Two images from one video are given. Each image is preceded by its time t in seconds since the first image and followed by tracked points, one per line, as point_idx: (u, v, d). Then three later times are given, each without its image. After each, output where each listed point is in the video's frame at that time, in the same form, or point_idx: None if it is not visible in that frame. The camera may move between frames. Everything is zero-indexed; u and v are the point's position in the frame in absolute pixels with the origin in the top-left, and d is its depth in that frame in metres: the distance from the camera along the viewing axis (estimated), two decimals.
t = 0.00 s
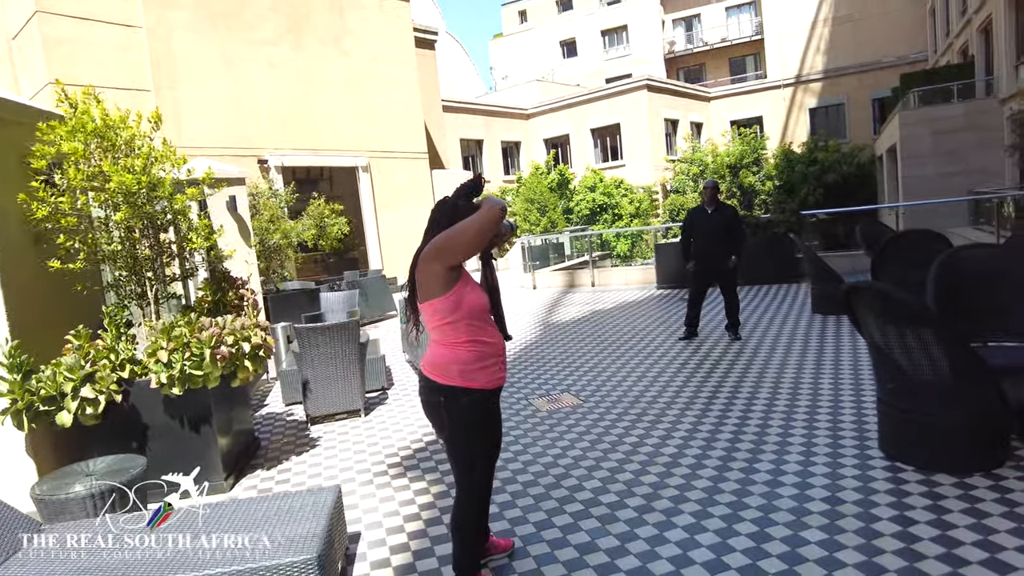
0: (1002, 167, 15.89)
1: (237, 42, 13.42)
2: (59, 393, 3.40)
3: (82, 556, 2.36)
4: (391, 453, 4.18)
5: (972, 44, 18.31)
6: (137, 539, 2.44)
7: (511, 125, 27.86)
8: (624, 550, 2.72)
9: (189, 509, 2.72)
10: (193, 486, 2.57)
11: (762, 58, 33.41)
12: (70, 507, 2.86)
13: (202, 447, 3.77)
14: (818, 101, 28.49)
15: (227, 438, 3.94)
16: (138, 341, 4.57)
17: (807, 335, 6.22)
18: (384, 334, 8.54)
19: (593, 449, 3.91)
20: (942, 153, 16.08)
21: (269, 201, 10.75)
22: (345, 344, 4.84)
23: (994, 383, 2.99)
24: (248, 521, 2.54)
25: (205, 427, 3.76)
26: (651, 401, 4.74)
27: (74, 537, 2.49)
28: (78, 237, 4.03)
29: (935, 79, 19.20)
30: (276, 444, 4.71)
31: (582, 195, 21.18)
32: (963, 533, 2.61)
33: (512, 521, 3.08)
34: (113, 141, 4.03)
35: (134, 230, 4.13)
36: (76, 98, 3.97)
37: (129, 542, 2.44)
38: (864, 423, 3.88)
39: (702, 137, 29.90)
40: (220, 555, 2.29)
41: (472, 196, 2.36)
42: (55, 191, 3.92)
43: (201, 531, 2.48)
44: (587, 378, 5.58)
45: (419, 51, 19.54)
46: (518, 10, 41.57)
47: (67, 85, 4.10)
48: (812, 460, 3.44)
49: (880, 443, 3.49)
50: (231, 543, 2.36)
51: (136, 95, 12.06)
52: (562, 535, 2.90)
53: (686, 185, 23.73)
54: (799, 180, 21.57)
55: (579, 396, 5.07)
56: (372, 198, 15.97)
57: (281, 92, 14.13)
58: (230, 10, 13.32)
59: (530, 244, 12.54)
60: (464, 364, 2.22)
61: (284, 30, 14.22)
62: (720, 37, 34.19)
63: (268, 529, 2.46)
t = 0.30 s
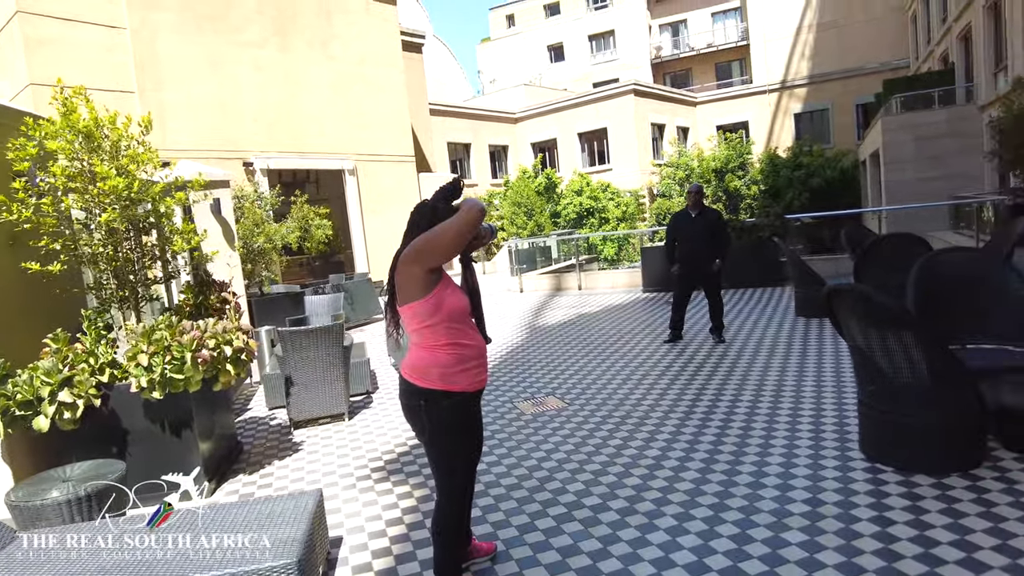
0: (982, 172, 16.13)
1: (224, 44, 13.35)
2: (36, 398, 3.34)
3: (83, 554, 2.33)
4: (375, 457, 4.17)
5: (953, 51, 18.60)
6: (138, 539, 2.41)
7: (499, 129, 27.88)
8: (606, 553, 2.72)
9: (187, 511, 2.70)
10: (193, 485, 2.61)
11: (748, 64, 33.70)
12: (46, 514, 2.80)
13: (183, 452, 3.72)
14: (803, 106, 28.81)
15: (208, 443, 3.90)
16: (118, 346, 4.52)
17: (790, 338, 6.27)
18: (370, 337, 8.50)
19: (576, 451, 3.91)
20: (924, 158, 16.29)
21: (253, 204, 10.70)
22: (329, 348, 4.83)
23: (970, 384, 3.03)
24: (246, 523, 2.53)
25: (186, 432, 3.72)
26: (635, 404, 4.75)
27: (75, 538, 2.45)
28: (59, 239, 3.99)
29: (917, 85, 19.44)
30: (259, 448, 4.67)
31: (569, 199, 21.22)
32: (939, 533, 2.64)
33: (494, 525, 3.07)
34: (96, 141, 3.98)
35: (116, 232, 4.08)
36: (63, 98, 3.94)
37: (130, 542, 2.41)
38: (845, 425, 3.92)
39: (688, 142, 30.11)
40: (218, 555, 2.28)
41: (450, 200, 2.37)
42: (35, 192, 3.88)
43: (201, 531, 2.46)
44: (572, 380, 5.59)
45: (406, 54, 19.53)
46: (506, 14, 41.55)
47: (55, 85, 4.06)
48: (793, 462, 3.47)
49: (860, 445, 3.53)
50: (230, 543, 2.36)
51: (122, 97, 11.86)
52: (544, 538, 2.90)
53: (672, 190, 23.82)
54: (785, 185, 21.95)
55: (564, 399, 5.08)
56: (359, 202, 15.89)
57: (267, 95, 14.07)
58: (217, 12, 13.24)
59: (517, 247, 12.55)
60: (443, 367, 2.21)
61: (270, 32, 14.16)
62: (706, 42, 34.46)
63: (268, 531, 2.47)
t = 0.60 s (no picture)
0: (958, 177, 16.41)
1: (205, 43, 13.23)
2: (7, 401, 3.30)
3: (83, 554, 2.32)
4: (355, 461, 4.14)
5: (930, 58, 18.94)
6: (137, 539, 2.40)
7: (483, 131, 27.87)
8: (585, 555, 2.72)
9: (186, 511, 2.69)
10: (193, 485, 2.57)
11: (731, 69, 34.03)
12: (15, 520, 2.74)
13: (160, 456, 3.67)
14: (784, 111, 29.13)
15: (186, 447, 3.85)
16: (93, 349, 4.44)
17: (770, 340, 6.33)
18: (351, 340, 8.45)
19: (557, 454, 3.92)
20: (902, 162, 16.51)
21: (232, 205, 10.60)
22: (309, 350, 4.80)
23: (945, 385, 3.08)
24: (245, 524, 2.53)
25: (162, 436, 3.67)
26: (616, 406, 4.77)
27: (75, 537, 2.45)
28: (33, 239, 3.92)
29: (895, 91, 19.74)
30: (237, 452, 4.62)
31: (553, 202, 21.29)
32: (913, 532, 2.68)
33: (474, 528, 3.06)
34: (74, 140, 3.91)
35: (92, 233, 4.02)
36: (40, 96, 3.87)
37: (130, 542, 2.40)
38: (823, 426, 3.97)
39: (671, 145, 30.32)
40: (213, 555, 2.27)
41: (428, 201, 2.35)
42: (8, 190, 3.81)
43: (199, 531, 2.46)
44: (554, 383, 5.60)
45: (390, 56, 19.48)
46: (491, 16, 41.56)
47: (33, 82, 3.98)
48: (771, 464, 3.50)
49: (837, 445, 3.57)
50: (227, 543, 2.35)
51: (102, 97, 11.63)
52: (524, 541, 2.89)
53: (655, 193, 23.92)
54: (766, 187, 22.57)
55: (546, 401, 5.08)
56: (342, 204, 15.79)
57: (248, 95, 13.96)
58: (199, 11, 13.12)
59: (501, 249, 12.57)
60: (419, 371, 2.21)
61: (253, 32, 14.05)
62: (690, 47, 34.71)
63: (266, 533, 2.46)
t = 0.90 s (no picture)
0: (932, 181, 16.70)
1: (183, 41, 13.07)
2: None
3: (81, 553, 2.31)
4: (334, 463, 4.11)
5: (904, 64, 19.30)
6: (138, 539, 2.39)
7: (465, 132, 27.84)
8: (565, 556, 2.74)
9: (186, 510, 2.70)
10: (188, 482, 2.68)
11: (711, 72, 34.35)
12: None
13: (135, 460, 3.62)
14: (763, 114, 29.46)
15: (163, 451, 3.80)
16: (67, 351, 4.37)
17: (748, 341, 6.41)
18: (331, 342, 8.39)
19: (538, 455, 3.93)
20: (877, 165, 16.80)
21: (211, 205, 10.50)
22: (287, 352, 4.77)
23: (917, 385, 3.14)
24: (242, 526, 2.54)
25: (138, 439, 3.61)
26: (596, 408, 4.80)
27: (75, 537, 2.44)
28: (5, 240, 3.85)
29: (870, 96, 20.09)
30: (215, 455, 4.57)
31: (534, 204, 21.34)
32: (885, 530, 2.73)
33: (454, 530, 3.07)
34: (46, 139, 3.83)
35: (66, 234, 3.96)
36: (10, 93, 3.79)
37: (129, 541, 2.39)
38: (799, 426, 4.03)
39: (652, 147, 30.53)
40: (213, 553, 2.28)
41: (405, 202, 2.35)
42: None
43: (196, 530, 2.46)
44: (535, 384, 5.62)
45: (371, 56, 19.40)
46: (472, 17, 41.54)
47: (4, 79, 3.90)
48: (748, 464, 3.55)
49: (813, 445, 3.63)
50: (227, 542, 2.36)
51: (75, 94, 11.39)
52: (504, 542, 2.90)
53: (636, 195, 24.08)
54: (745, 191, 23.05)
55: (526, 402, 5.10)
56: (322, 205, 15.69)
57: (227, 94, 13.81)
58: (177, 9, 12.96)
59: (483, 251, 12.58)
60: (397, 373, 2.21)
61: (231, 30, 13.90)
62: (670, 50, 34.95)
63: (263, 534, 2.47)
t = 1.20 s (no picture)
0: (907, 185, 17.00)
1: (160, 39, 12.90)
2: None
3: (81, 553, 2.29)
4: (313, 466, 4.09)
5: (880, 70, 19.63)
6: (138, 539, 2.38)
7: (446, 133, 27.79)
8: (544, 556, 2.75)
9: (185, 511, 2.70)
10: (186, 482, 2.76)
11: (691, 76, 34.65)
12: None
13: (110, 463, 3.58)
14: (742, 117, 29.79)
15: (138, 455, 3.74)
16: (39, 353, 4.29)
17: (726, 342, 6.48)
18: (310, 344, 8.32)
19: (518, 456, 3.95)
20: (853, 169, 17.07)
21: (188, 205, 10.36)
22: (265, 354, 4.73)
23: (889, 385, 3.21)
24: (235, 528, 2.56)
25: (113, 442, 3.57)
26: (576, 408, 4.82)
27: (74, 538, 2.43)
28: None
29: (846, 101, 20.43)
30: (192, 458, 4.52)
31: (516, 205, 21.38)
32: (858, 528, 2.78)
33: (433, 531, 3.06)
34: (13, 139, 3.75)
35: (35, 234, 3.87)
36: None
37: (129, 541, 2.38)
38: (776, 426, 4.09)
39: (633, 150, 30.72)
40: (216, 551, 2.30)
41: (382, 204, 2.35)
42: None
43: (188, 530, 2.47)
44: (515, 385, 5.64)
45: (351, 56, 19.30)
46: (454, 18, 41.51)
47: None
48: (726, 463, 3.59)
49: (789, 445, 3.68)
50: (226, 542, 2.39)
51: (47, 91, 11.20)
52: (484, 543, 2.91)
53: (616, 197, 24.20)
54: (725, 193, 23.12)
55: (507, 404, 5.11)
56: (301, 205, 15.58)
57: (206, 93, 13.64)
58: (153, 7, 12.77)
59: (464, 252, 12.58)
60: (374, 376, 2.21)
61: (209, 29, 13.73)
62: (651, 53, 35.19)
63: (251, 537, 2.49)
